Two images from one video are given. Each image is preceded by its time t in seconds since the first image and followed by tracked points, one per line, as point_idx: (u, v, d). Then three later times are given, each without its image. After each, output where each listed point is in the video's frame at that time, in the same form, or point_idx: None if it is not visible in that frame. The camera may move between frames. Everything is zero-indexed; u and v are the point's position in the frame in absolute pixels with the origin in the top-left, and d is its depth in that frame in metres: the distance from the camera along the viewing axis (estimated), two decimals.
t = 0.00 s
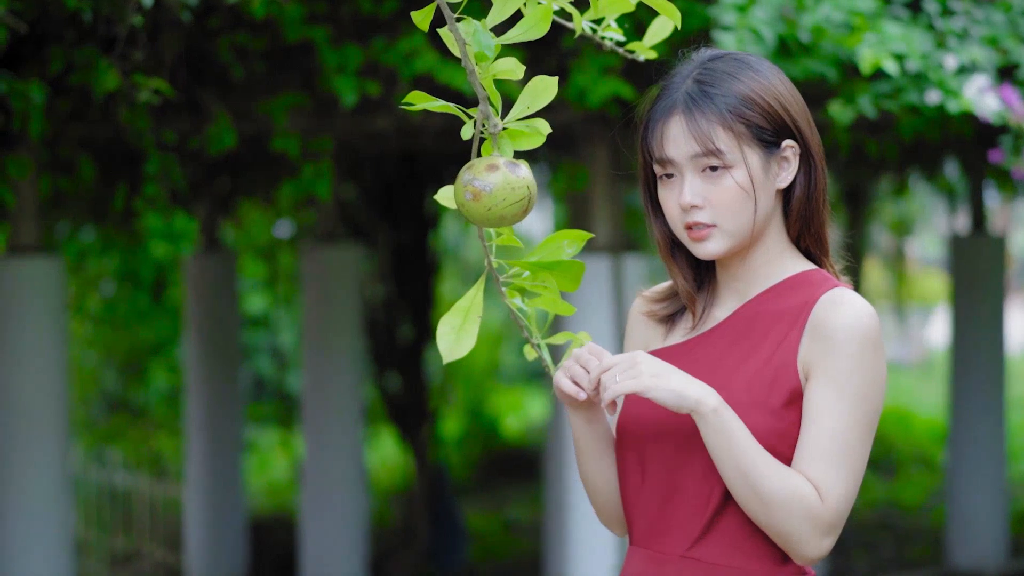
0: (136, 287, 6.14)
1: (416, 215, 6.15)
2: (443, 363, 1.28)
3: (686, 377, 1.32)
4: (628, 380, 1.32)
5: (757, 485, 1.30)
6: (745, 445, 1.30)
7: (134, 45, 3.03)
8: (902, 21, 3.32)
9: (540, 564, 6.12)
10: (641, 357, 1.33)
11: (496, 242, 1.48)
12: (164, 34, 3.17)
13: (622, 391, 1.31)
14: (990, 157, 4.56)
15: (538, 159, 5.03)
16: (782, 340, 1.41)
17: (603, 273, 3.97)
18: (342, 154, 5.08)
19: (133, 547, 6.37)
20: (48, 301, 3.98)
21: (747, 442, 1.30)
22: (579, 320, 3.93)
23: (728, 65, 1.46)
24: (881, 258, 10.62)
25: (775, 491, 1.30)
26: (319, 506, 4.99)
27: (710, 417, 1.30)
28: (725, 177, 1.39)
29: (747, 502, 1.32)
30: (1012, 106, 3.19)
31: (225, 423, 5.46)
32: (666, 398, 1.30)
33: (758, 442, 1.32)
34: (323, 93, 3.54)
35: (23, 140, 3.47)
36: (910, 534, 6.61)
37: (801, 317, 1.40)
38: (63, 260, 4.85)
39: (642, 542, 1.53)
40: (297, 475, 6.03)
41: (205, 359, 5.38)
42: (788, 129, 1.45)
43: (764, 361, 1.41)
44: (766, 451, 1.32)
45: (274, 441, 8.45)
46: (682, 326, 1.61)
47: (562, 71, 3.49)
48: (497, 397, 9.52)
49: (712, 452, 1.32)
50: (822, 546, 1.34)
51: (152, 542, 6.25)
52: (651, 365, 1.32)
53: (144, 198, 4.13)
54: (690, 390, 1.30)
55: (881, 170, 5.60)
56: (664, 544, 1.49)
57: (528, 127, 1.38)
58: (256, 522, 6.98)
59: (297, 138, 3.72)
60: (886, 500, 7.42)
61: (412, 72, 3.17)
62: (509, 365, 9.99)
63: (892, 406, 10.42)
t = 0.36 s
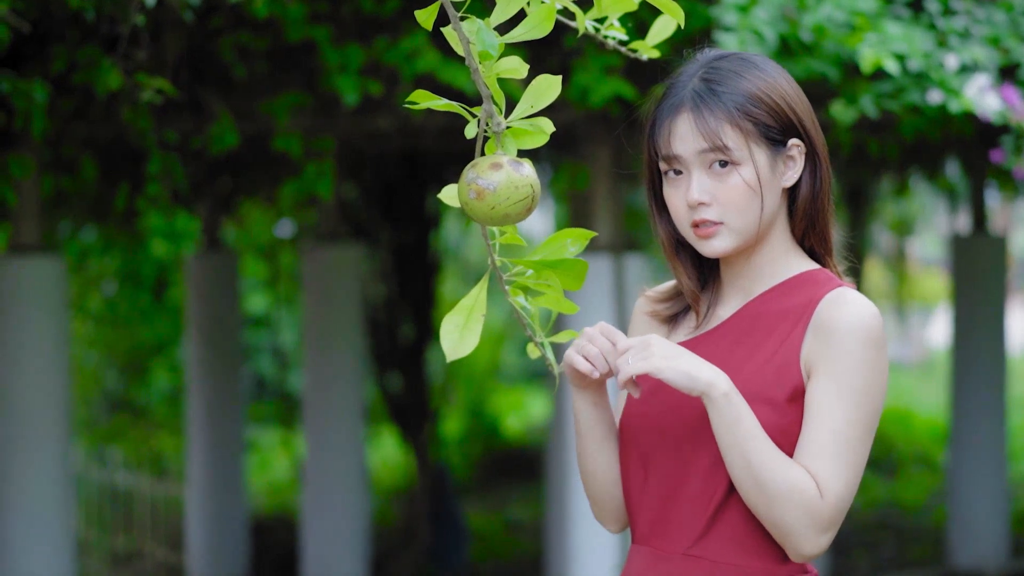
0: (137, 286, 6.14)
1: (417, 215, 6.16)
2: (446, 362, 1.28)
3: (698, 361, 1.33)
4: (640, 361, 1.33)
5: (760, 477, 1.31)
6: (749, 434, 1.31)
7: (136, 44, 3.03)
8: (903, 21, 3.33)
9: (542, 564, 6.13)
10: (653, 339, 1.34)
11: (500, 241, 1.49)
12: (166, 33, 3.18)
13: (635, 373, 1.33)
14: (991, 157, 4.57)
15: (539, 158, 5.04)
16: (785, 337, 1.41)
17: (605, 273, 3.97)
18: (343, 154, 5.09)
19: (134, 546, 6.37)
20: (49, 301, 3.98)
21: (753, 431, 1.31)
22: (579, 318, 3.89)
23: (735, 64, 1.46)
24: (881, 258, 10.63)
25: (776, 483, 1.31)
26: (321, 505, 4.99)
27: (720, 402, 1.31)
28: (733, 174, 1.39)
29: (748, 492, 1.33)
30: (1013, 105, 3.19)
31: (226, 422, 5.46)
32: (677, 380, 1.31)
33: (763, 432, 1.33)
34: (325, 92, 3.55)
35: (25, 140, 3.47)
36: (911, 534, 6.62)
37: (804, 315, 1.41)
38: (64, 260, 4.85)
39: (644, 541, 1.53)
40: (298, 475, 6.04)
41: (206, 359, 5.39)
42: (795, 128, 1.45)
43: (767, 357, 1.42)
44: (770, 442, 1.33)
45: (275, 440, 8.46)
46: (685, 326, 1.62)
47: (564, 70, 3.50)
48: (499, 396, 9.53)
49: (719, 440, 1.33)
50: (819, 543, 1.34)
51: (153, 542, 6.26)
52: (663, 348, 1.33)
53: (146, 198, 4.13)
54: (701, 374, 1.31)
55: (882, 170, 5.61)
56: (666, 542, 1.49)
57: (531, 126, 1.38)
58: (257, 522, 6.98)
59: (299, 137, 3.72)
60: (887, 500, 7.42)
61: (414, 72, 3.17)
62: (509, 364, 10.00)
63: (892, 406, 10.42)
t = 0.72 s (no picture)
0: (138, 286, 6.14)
1: (419, 213, 6.17)
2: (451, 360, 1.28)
3: (705, 357, 1.33)
4: (648, 360, 1.34)
5: (765, 475, 1.31)
6: (755, 431, 1.31)
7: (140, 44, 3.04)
8: (906, 20, 3.32)
9: (544, 564, 6.13)
10: (661, 337, 1.34)
11: (505, 240, 1.49)
12: (170, 33, 3.18)
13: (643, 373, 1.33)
14: (993, 157, 4.58)
15: (541, 157, 5.04)
16: (789, 336, 1.42)
17: (607, 272, 3.97)
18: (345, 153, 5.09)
19: (136, 546, 6.37)
20: (51, 300, 3.98)
21: (758, 427, 1.31)
22: (582, 317, 3.89)
23: (744, 62, 1.47)
24: (883, 258, 10.63)
25: (781, 480, 1.31)
26: (323, 504, 5.00)
27: (728, 399, 1.31)
28: (743, 170, 1.40)
29: (752, 488, 1.33)
30: (1016, 105, 3.19)
31: (228, 421, 5.47)
32: (684, 379, 1.32)
33: (769, 428, 1.33)
34: (328, 92, 3.55)
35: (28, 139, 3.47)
36: (913, 533, 6.62)
37: (808, 313, 1.41)
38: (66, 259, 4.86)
39: (648, 540, 1.53)
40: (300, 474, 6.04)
41: (208, 358, 5.39)
42: (802, 127, 1.46)
43: (772, 356, 1.42)
44: (776, 439, 1.33)
45: (276, 440, 8.46)
46: (689, 326, 1.62)
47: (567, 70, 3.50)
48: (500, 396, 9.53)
49: (726, 437, 1.33)
50: (822, 542, 1.34)
51: (154, 542, 6.26)
52: (671, 345, 1.33)
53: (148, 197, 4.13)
54: (708, 371, 1.32)
55: (884, 170, 5.61)
56: (669, 541, 1.49)
57: (537, 125, 1.38)
58: (259, 521, 6.99)
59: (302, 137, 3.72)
60: (889, 499, 7.43)
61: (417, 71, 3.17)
62: (511, 364, 10.01)
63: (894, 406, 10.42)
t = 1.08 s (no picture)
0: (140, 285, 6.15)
1: (421, 213, 6.18)
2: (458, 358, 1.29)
3: (709, 358, 1.33)
4: (653, 361, 1.34)
5: (768, 473, 1.31)
6: (759, 430, 1.31)
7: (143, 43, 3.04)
8: (909, 19, 3.33)
9: (546, 564, 6.13)
10: (665, 338, 1.35)
11: (511, 238, 1.49)
12: (174, 32, 3.19)
13: (646, 374, 1.33)
14: (995, 156, 4.58)
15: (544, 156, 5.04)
16: (794, 335, 1.42)
17: (611, 270, 3.97)
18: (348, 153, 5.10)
19: (138, 545, 6.38)
20: (54, 298, 3.98)
21: (761, 426, 1.32)
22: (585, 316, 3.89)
23: (753, 60, 1.47)
24: (886, 258, 10.62)
25: (785, 478, 1.31)
26: (325, 504, 5.00)
27: (731, 399, 1.31)
28: (752, 168, 1.40)
29: (756, 486, 1.33)
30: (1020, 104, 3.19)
31: (230, 420, 5.47)
32: (688, 380, 1.32)
33: (772, 426, 1.33)
34: (331, 91, 3.55)
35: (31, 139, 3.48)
36: (915, 533, 6.61)
37: (812, 312, 1.41)
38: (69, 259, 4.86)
39: (654, 538, 1.53)
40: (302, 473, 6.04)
41: (211, 357, 5.39)
42: (811, 126, 1.47)
43: (776, 354, 1.42)
44: (780, 437, 1.33)
45: (279, 440, 8.46)
46: (695, 325, 1.62)
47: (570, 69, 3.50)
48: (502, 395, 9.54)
49: (729, 436, 1.33)
50: (826, 540, 1.34)
51: (157, 541, 6.26)
52: (674, 346, 1.34)
53: (152, 195, 4.13)
54: (712, 371, 1.32)
55: (886, 169, 5.61)
56: (674, 540, 1.50)
57: (544, 123, 1.38)
58: (261, 520, 6.99)
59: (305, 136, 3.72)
60: (892, 499, 7.42)
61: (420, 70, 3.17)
62: (513, 364, 10.01)
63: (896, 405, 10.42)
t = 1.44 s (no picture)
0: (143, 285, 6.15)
1: (423, 213, 6.18)
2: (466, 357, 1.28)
3: (707, 362, 1.33)
4: (651, 368, 1.33)
5: (771, 472, 1.31)
6: (760, 430, 1.31)
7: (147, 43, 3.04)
8: (913, 19, 3.33)
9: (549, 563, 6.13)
10: (663, 343, 1.35)
11: (518, 238, 1.48)
12: (178, 31, 3.21)
13: (645, 380, 1.33)
14: (998, 156, 4.58)
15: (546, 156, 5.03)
16: (795, 332, 1.42)
17: (614, 270, 3.96)
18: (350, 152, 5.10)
19: (141, 544, 6.38)
20: (57, 298, 3.98)
21: (763, 426, 1.31)
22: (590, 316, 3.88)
23: (763, 59, 1.47)
24: (888, 257, 10.61)
25: (788, 479, 1.31)
26: (328, 503, 5.00)
27: (731, 402, 1.31)
28: (760, 166, 1.40)
29: (759, 487, 1.33)
30: None
31: (233, 420, 5.47)
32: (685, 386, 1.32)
33: (774, 426, 1.33)
34: (334, 91, 3.55)
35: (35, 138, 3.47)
36: (917, 532, 6.61)
37: (813, 310, 1.41)
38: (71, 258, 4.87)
39: (661, 538, 1.53)
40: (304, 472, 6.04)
41: (214, 357, 5.40)
42: (818, 125, 1.47)
43: (778, 353, 1.42)
44: (782, 436, 1.33)
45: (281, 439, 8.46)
46: (700, 324, 1.62)
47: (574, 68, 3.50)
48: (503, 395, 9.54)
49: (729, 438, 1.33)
50: (833, 537, 1.34)
51: (159, 541, 6.27)
52: (672, 351, 1.33)
53: (155, 195, 4.13)
54: (711, 375, 1.32)
55: (889, 169, 5.61)
56: (681, 539, 1.49)
57: (550, 123, 1.38)
58: (264, 520, 7.00)
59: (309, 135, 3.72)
60: (894, 498, 7.42)
61: (424, 70, 3.17)
62: (515, 363, 10.01)
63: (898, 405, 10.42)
